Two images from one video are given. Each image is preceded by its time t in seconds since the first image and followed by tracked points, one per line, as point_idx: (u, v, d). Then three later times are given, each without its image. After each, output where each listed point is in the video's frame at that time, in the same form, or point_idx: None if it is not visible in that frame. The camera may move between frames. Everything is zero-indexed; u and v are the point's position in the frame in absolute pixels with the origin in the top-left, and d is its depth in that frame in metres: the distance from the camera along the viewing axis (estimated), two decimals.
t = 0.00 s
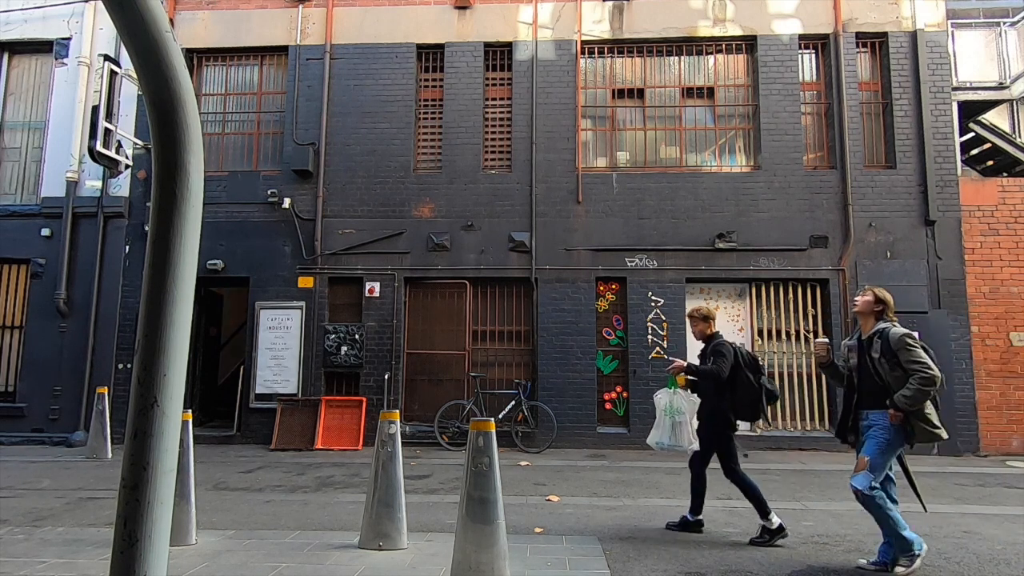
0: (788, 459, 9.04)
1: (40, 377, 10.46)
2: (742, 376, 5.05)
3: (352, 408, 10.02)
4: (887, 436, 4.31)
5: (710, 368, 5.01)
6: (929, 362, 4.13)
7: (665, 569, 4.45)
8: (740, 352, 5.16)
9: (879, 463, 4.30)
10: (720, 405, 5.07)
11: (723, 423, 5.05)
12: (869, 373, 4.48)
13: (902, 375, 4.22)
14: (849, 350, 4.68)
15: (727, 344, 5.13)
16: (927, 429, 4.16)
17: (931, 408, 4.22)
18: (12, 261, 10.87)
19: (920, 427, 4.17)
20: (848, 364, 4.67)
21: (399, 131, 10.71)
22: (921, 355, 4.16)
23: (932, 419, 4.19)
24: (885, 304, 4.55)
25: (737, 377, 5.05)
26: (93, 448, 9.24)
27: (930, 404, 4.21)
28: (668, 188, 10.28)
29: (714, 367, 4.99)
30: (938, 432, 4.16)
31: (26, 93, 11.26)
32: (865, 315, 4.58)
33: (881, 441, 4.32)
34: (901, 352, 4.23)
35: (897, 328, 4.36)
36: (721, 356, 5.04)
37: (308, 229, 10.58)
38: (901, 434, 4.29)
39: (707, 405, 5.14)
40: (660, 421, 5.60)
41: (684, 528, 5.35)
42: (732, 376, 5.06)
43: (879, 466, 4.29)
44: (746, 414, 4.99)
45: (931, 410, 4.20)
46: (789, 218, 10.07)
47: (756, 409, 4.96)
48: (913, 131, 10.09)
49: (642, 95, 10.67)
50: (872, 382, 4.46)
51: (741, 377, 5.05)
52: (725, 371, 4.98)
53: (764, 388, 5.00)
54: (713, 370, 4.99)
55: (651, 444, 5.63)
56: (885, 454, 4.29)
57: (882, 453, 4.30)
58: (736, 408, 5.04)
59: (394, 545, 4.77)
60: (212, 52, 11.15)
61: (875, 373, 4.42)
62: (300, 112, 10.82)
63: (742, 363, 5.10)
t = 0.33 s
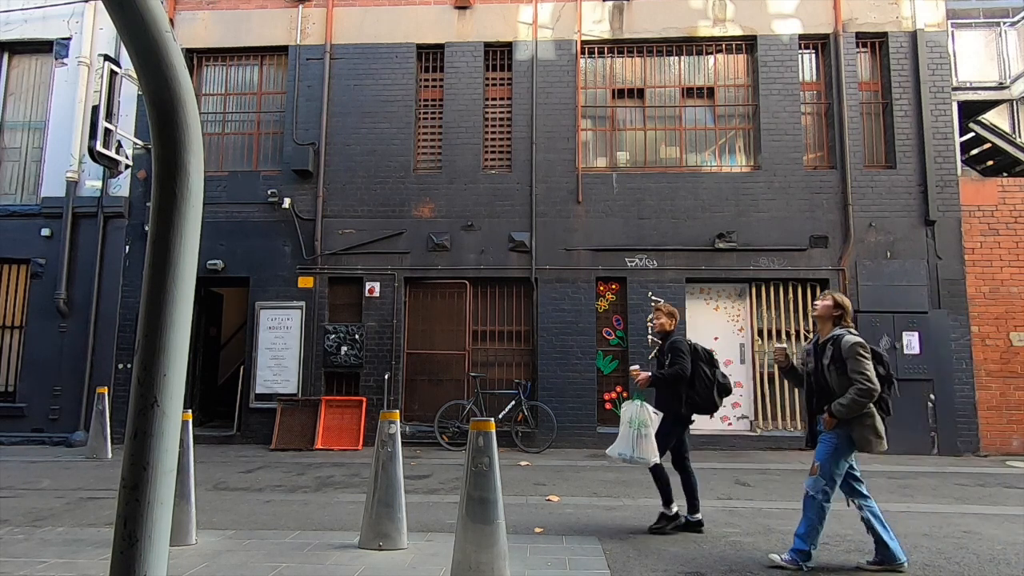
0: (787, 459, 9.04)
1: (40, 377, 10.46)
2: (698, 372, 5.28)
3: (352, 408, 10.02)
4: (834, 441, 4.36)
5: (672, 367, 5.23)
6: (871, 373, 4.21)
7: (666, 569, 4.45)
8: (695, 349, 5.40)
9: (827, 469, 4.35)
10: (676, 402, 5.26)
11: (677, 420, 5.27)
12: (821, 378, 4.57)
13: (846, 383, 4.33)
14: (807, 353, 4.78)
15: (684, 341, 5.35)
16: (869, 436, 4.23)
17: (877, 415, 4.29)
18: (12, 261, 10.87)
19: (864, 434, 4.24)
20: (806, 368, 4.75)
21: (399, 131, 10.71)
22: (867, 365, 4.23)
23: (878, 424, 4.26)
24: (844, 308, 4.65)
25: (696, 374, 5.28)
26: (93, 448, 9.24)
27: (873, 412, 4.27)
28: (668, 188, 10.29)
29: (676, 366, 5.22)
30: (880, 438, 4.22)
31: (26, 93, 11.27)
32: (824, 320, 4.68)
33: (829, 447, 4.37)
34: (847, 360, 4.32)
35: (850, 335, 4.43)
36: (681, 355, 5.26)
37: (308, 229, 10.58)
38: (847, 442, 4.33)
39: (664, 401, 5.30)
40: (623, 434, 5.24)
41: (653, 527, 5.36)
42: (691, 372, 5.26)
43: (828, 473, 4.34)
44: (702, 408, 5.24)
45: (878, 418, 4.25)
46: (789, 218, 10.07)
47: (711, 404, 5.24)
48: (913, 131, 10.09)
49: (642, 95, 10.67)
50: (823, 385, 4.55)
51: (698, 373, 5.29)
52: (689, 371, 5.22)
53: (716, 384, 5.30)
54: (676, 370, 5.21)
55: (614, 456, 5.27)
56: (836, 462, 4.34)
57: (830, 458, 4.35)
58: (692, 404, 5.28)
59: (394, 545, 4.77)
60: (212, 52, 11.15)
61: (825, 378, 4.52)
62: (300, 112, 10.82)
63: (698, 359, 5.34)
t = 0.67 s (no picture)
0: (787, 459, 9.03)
1: (40, 377, 10.46)
2: (652, 380, 5.44)
3: (352, 408, 10.02)
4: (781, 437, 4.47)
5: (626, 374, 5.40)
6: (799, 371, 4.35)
7: (666, 569, 4.45)
8: (651, 355, 5.55)
9: (796, 468, 4.42)
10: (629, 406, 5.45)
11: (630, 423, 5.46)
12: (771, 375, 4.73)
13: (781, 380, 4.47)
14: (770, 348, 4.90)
15: (640, 348, 5.50)
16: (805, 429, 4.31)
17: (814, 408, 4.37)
18: (12, 261, 10.87)
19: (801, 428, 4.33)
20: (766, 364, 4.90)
21: (399, 131, 10.71)
22: (798, 362, 4.36)
23: (815, 418, 4.33)
24: (796, 304, 4.67)
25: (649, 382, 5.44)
26: (93, 448, 9.24)
27: (810, 406, 4.36)
28: (668, 188, 10.29)
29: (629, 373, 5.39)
30: (815, 430, 4.28)
31: (26, 93, 11.27)
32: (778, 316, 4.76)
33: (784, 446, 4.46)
34: (782, 358, 4.45)
35: (790, 331, 4.52)
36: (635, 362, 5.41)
37: (308, 229, 10.58)
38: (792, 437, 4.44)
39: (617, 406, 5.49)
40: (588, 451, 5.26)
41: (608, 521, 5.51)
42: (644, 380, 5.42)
43: (797, 471, 4.42)
44: (653, 414, 5.42)
45: (812, 411, 4.33)
46: (789, 218, 10.07)
47: (662, 411, 5.41)
48: (913, 131, 10.09)
49: (642, 95, 10.68)
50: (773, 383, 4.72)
51: (651, 380, 5.44)
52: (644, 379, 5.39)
53: (669, 391, 5.46)
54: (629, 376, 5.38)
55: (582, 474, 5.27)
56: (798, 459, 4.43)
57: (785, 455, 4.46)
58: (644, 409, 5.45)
59: (394, 545, 4.77)
60: (212, 52, 11.15)
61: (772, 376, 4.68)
62: (300, 112, 10.82)
63: (653, 366, 5.49)
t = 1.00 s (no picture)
0: (787, 459, 9.03)
1: (40, 377, 10.46)
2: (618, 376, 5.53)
3: (352, 408, 10.01)
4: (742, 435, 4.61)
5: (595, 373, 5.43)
6: (762, 369, 4.50)
7: (666, 569, 4.44)
8: (617, 352, 5.62)
9: (764, 466, 4.55)
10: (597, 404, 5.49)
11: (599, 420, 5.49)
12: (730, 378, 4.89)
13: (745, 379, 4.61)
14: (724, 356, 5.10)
15: (607, 346, 5.56)
16: (767, 428, 4.49)
17: (775, 409, 4.55)
18: (12, 261, 10.87)
19: (763, 427, 4.51)
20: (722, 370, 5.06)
21: (399, 131, 10.71)
22: (759, 360, 4.53)
23: (775, 418, 4.53)
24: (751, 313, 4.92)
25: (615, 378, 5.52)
26: (93, 448, 9.24)
27: (771, 405, 4.53)
28: (668, 188, 10.29)
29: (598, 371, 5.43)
30: (776, 430, 4.49)
31: (26, 93, 11.27)
32: (734, 322, 4.94)
33: (747, 445, 4.58)
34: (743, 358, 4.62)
35: (750, 333, 4.70)
36: (604, 361, 5.46)
37: (308, 229, 10.58)
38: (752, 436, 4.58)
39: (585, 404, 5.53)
40: (561, 456, 5.40)
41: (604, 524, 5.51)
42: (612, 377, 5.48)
43: (765, 468, 4.55)
44: (620, 409, 5.51)
45: (773, 411, 4.52)
46: (789, 218, 10.07)
47: (628, 405, 5.48)
48: (913, 131, 10.09)
49: (642, 95, 10.68)
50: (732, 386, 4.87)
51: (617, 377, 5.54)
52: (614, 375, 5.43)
53: (634, 385, 5.55)
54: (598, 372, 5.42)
55: (552, 480, 5.41)
56: (762, 457, 4.57)
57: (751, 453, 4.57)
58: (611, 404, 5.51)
59: (394, 545, 4.77)
60: (212, 52, 11.15)
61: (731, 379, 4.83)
62: (300, 112, 10.82)
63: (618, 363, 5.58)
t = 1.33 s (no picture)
0: (787, 459, 9.03)
1: (40, 377, 10.46)
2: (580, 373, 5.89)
3: (352, 408, 10.01)
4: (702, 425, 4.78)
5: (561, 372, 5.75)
6: (724, 362, 4.67)
7: (666, 569, 4.44)
8: (577, 351, 5.95)
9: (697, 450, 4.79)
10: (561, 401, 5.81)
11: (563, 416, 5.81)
12: (692, 373, 5.06)
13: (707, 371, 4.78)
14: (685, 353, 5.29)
15: (569, 344, 5.91)
16: (727, 418, 4.65)
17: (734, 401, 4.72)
18: (12, 261, 10.87)
19: (723, 417, 4.67)
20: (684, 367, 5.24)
21: (399, 131, 10.71)
22: (723, 353, 4.70)
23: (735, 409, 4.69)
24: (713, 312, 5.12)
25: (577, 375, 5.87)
26: (93, 448, 9.23)
27: (730, 397, 4.70)
28: (668, 188, 10.29)
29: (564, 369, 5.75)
30: (735, 421, 4.65)
31: (26, 93, 11.27)
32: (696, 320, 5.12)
33: (702, 432, 4.78)
34: (708, 351, 4.80)
35: (713, 329, 4.89)
36: (569, 358, 5.79)
37: (308, 229, 10.58)
38: (711, 425, 4.77)
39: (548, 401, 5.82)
40: (536, 459, 5.35)
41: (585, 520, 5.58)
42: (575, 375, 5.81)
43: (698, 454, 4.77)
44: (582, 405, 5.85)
45: (733, 403, 4.68)
46: (789, 218, 10.07)
47: (589, 401, 5.80)
48: (913, 131, 10.09)
49: (642, 95, 10.68)
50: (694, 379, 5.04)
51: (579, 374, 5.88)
52: (577, 373, 5.77)
53: (594, 382, 5.87)
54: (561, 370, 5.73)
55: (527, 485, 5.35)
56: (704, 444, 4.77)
57: (701, 442, 4.76)
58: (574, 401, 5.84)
59: (394, 545, 4.77)
60: (212, 52, 11.15)
61: (694, 372, 5.00)
62: (300, 112, 10.82)
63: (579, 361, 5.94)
